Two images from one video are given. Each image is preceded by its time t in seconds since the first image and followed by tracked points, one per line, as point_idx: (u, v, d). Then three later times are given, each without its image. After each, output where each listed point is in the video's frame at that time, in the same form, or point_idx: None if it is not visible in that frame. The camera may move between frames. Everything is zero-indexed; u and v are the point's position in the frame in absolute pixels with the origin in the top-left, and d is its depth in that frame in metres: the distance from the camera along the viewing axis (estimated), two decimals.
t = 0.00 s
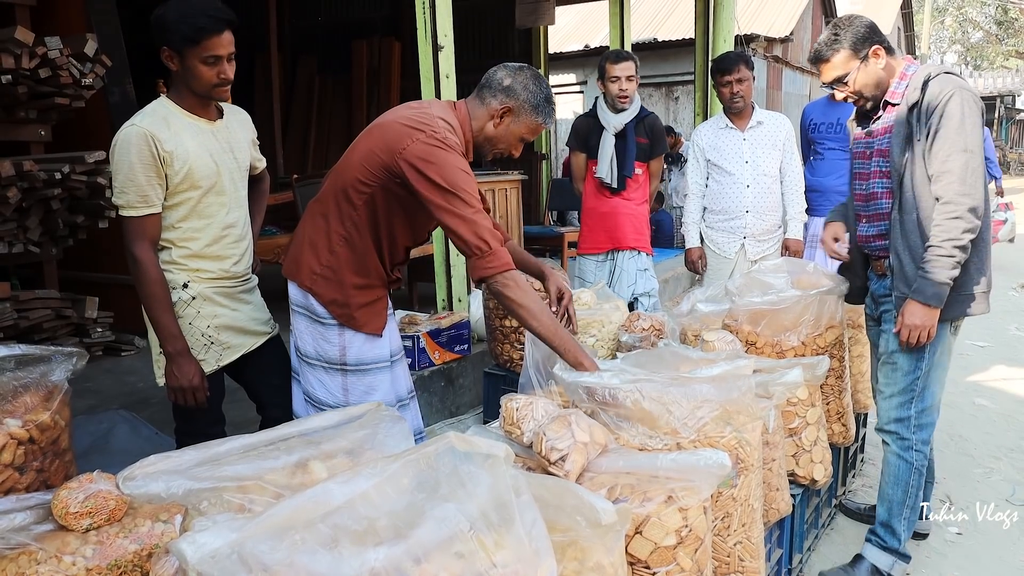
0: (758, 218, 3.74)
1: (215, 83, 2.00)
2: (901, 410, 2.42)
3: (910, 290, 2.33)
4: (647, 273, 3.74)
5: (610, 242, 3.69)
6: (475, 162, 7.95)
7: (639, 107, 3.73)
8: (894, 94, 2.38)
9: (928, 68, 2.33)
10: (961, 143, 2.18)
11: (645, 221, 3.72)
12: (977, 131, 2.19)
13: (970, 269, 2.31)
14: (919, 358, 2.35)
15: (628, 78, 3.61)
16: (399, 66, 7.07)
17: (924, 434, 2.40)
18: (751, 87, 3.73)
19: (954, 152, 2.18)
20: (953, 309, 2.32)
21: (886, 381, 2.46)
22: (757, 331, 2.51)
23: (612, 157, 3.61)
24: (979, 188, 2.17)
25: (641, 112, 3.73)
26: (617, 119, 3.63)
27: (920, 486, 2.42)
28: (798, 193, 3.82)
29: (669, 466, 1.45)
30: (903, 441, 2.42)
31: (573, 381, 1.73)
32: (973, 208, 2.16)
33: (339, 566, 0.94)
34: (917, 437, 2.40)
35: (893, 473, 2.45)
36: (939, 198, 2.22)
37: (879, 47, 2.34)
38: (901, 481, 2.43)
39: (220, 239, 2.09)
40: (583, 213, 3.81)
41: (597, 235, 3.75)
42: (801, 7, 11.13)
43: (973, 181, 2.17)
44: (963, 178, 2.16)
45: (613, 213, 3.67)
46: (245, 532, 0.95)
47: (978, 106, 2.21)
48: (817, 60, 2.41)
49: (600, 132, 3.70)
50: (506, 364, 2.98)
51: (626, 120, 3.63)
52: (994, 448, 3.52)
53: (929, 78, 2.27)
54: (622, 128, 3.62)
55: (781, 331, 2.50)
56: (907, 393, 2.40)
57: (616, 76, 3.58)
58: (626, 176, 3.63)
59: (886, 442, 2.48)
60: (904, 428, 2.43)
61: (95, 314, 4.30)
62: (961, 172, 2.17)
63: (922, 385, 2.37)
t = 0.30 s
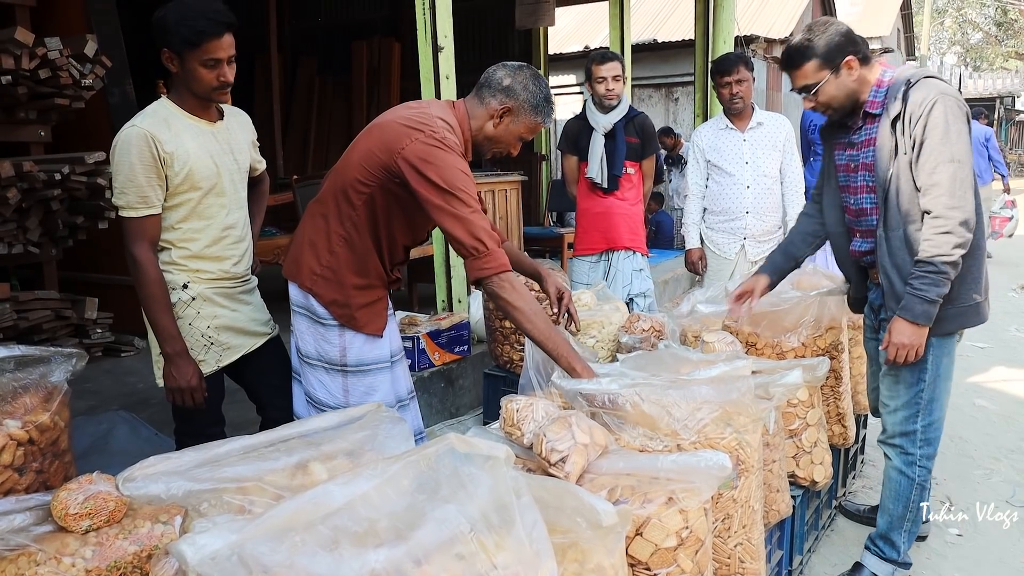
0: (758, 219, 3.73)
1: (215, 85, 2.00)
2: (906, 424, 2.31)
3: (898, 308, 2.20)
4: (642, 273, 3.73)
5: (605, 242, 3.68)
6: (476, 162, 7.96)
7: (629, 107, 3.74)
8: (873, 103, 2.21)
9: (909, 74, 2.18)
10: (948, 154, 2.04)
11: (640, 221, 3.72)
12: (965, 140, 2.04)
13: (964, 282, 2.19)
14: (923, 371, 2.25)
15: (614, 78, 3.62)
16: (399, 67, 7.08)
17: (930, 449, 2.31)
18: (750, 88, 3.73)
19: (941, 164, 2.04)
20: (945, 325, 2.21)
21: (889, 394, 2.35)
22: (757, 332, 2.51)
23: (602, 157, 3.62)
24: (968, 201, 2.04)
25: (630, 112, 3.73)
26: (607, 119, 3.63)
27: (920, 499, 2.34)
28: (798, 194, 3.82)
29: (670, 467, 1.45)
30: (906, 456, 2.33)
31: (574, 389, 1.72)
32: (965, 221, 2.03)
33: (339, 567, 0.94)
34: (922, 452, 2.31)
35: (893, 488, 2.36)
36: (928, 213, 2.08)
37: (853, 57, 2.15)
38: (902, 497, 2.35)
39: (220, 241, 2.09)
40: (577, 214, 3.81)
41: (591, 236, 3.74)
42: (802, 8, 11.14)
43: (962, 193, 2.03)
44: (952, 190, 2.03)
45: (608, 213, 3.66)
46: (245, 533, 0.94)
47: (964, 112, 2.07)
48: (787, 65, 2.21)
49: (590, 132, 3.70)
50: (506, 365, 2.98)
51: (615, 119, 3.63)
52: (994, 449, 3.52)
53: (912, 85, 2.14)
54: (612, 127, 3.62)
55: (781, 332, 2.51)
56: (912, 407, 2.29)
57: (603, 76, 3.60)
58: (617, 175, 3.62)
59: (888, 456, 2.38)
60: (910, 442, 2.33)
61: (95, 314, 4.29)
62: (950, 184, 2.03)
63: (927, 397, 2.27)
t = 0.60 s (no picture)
0: (758, 222, 3.74)
1: (218, 90, 2.01)
2: (916, 433, 2.29)
3: (921, 321, 2.10)
4: (645, 275, 3.76)
5: (606, 245, 3.69)
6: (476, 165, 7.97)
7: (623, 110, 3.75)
8: (854, 122, 2.17)
9: (887, 87, 2.15)
10: (946, 160, 1.98)
11: (640, 223, 3.75)
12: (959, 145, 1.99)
13: (982, 285, 2.12)
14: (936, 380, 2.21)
15: (608, 82, 3.60)
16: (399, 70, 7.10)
17: (937, 457, 2.30)
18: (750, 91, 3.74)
19: (940, 172, 1.98)
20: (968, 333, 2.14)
21: (898, 405, 2.32)
22: (758, 336, 2.53)
23: (602, 161, 3.61)
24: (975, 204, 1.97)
25: (625, 115, 3.74)
26: (604, 123, 3.63)
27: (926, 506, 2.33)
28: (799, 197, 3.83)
29: (672, 471, 1.46)
30: (914, 462, 2.32)
31: (576, 388, 1.74)
32: (975, 226, 1.96)
33: (344, 571, 0.94)
34: (930, 460, 2.30)
35: (898, 494, 2.35)
36: (934, 222, 2.01)
37: (821, 88, 2.12)
38: (907, 503, 2.34)
39: (222, 244, 2.09)
40: (576, 218, 3.81)
41: (592, 239, 3.74)
42: (801, 10, 11.16)
43: (967, 197, 1.97)
44: (957, 196, 1.96)
45: (608, 216, 3.67)
46: (251, 538, 0.95)
47: (952, 118, 2.03)
48: (755, 97, 2.17)
49: (587, 137, 3.69)
50: (506, 367, 2.99)
51: (612, 123, 3.63)
52: (994, 452, 3.52)
53: (890, 98, 2.11)
54: (609, 131, 3.63)
55: (782, 334, 2.51)
56: (922, 416, 2.26)
57: (597, 81, 3.58)
58: (617, 178, 3.62)
59: (895, 463, 2.37)
60: (918, 449, 2.31)
61: (95, 317, 4.30)
62: (953, 190, 1.97)
63: (939, 407, 2.24)
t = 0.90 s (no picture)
0: (758, 226, 3.76)
1: (220, 94, 2.01)
2: (917, 439, 2.28)
3: (921, 334, 2.10)
4: (641, 280, 3.77)
5: (603, 251, 3.70)
6: (476, 168, 7.98)
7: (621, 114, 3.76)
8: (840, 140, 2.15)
9: (868, 103, 2.11)
10: (936, 173, 1.94)
11: (637, 228, 3.74)
12: (948, 157, 1.96)
13: (981, 290, 2.12)
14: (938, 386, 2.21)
15: (605, 88, 3.60)
16: (400, 74, 7.12)
17: (938, 463, 2.29)
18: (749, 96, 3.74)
19: (930, 185, 1.95)
20: (968, 341, 2.14)
21: (900, 412, 2.31)
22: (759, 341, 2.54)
23: (597, 167, 3.63)
24: (969, 214, 1.94)
25: (623, 120, 3.76)
26: (602, 129, 3.63)
27: (927, 512, 2.33)
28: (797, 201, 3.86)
29: (671, 476, 1.47)
30: (914, 468, 2.32)
31: (576, 393, 1.73)
32: (970, 237, 1.93)
33: None
34: (931, 466, 2.30)
35: (899, 499, 2.35)
36: (928, 236, 1.98)
37: (804, 111, 2.11)
38: (907, 508, 2.34)
39: (223, 250, 2.10)
40: (574, 223, 3.82)
41: (589, 244, 3.76)
42: (801, 14, 11.19)
43: (959, 208, 1.94)
44: (948, 208, 1.94)
45: (606, 222, 3.68)
46: (251, 543, 0.95)
47: (938, 129, 1.99)
48: (737, 120, 2.14)
49: (584, 143, 3.70)
50: (506, 372, 2.99)
51: (609, 129, 3.64)
52: (994, 457, 3.52)
53: (874, 114, 2.07)
54: (606, 137, 3.64)
55: (782, 339, 2.52)
56: (924, 423, 2.26)
57: (593, 87, 3.58)
58: (613, 184, 3.66)
59: (895, 468, 2.37)
60: (919, 455, 2.31)
61: (96, 321, 4.31)
62: (944, 203, 1.94)
63: (941, 413, 2.23)
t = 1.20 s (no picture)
0: (757, 233, 3.76)
1: (216, 104, 2.02)
2: (914, 447, 2.28)
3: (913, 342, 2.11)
4: (638, 287, 3.76)
5: (600, 257, 3.71)
6: (477, 174, 7.99)
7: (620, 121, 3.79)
8: (833, 153, 2.15)
9: (860, 115, 2.12)
10: (928, 185, 1.95)
11: (634, 235, 3.75)
12: (942, 168, 1.96)
13: (977, 299, 2.12)
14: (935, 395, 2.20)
15: (604, 94, 3.59)
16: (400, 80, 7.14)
17: (935, 471, 2.29)
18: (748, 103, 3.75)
19: (924, 198, 1.95)
20: (966, 348, 2.14)
21: (897, 421, 2.31)
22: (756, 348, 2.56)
23: (597, 172, 3.63)
24: (963, 225, 1.94)
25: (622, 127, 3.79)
26: (601, 135, 3.66)
27: (924, 521, 2.33)
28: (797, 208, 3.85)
29: (665, 484, 1.47)
30: (912, 476, 2.31)
31: (570, 400, 1.78)
32: (964, 247, 1.93)
33: None
34: (928, 474, 2.29)
35: (896, 508, 2.35)
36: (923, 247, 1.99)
37: (797, 124, 2.11)
38: (905, 517, 2.34)
39: (221, 257, 2.11)
40: (572, 228, 3.83)
41: (586, 251, 3.77)
42: (801, 21, 11.22)
43: (953, 220, 1.94)
44: (942, 220, 1.94)
45: (603, 229, 3.69)
46: (242, 551, 0.95)
47: (930, 139, 2.00)
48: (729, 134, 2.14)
49: (583, 148, 3.71)
50: (504, 378, 3.00)
51: (609, 134, 3.66)
52: (994, 465, 3.51)
53: (863, 128, 2.08)
54: (606, 143, 3.65)
55: (779, 347, 2.54)
56: (922, 431, 2.25)
57: (593, 94, 3.58)
58: (612, 189, 3.65)
59: (893, 476, 2.36)
60: (916, 463, 2.30)
61: (96, 327, 4.31)
62: (938, 215, 1.94)
63: (939, 421, 2.23)
